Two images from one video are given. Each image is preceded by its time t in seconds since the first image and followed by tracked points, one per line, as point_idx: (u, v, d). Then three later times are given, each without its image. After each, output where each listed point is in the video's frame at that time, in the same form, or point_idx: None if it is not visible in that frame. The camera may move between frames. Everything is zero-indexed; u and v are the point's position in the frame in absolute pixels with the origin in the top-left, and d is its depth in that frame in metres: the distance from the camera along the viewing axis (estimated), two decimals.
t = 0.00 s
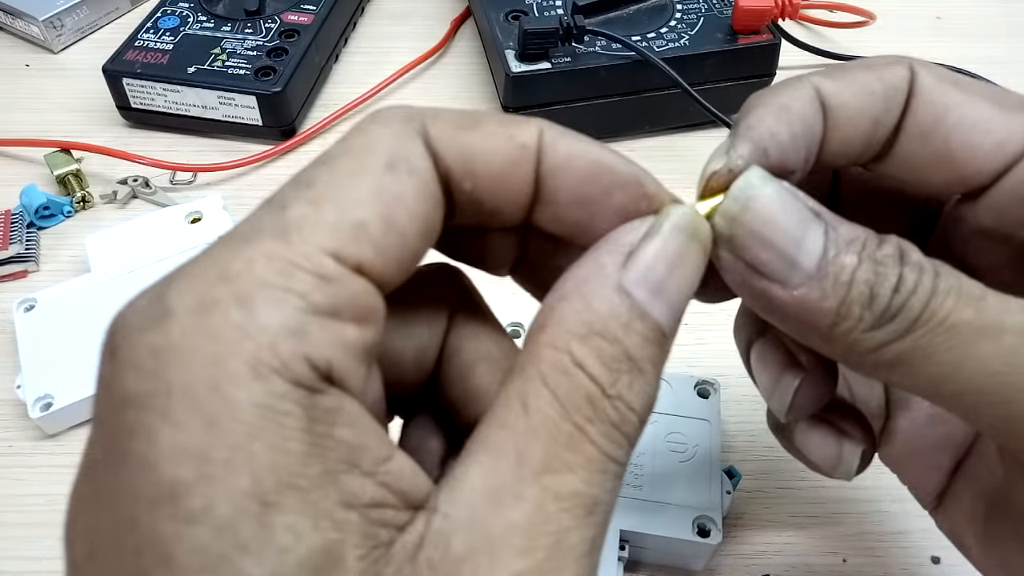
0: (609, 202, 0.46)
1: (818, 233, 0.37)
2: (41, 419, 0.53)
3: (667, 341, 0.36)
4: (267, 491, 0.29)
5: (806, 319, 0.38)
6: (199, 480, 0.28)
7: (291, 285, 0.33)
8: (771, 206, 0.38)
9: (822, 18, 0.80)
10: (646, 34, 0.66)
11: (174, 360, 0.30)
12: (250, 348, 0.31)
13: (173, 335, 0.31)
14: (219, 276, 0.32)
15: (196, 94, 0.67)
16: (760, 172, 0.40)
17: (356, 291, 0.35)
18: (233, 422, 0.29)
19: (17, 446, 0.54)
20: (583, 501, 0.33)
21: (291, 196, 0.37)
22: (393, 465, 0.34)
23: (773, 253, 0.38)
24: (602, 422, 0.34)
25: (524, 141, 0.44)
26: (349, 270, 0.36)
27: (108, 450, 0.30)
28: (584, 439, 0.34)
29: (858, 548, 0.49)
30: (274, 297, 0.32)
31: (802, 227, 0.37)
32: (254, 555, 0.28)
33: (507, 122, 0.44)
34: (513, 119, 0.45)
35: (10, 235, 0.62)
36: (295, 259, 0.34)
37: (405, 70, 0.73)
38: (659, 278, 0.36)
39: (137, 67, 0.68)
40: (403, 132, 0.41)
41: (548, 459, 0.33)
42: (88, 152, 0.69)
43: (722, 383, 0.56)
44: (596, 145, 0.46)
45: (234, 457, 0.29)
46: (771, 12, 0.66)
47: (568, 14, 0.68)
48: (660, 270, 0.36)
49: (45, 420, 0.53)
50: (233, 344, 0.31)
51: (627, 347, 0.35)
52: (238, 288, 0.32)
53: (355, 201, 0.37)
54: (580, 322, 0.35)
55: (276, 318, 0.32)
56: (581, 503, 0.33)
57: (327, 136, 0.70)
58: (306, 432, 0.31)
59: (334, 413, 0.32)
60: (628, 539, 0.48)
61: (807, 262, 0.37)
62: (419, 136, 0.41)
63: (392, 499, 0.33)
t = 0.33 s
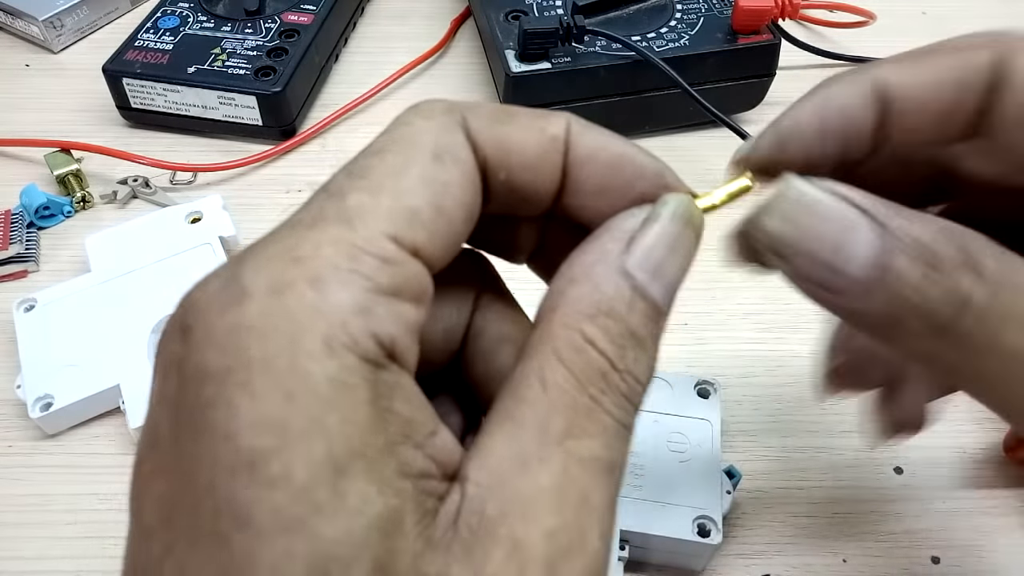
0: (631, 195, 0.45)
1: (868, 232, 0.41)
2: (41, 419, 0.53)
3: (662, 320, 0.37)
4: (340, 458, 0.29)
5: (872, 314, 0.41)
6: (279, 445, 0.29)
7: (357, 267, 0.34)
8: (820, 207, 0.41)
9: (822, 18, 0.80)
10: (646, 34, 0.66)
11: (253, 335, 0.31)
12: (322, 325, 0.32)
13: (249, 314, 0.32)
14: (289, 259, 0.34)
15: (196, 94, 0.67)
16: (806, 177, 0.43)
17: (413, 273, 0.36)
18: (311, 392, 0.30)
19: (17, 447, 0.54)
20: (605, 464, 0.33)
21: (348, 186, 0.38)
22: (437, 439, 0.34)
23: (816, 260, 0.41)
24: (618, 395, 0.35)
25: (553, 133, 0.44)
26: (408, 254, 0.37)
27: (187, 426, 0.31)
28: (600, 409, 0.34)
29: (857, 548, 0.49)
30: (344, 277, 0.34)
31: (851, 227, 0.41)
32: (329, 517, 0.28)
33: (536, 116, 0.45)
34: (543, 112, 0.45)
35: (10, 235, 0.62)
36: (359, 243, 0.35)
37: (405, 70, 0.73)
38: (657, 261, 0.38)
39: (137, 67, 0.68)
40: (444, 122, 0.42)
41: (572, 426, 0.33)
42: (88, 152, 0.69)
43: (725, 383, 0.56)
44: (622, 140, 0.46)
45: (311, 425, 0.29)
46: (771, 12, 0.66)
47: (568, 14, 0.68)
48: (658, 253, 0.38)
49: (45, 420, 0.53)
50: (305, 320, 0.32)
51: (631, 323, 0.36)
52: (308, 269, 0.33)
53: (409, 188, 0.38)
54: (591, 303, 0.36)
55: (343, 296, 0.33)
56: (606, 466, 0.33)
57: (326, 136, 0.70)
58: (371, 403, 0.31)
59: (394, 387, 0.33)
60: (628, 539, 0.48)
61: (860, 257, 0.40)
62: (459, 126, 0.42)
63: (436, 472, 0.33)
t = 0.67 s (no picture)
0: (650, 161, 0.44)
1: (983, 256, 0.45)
2: (41, 419, 0.53)
3: (681, 290, 0.37)
4: (396, 433, 0.29)
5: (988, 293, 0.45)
6: (334, 423, 0.28)
7: (395, 244, 0.33)
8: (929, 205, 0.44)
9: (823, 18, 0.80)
10: (646, 34, 0.66)
11: (295, 313, 0.30)
12: (368, 303, 0.31)
13: (298, 294, 0.30)
14: (330, 238, 0.32)
15: (196, 94, 0.67)
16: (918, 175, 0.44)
17: (448, 248, 0.35)
18: (363, 367, 0.29)
19: (17, 446, 0.54)
20: (637, 427, 0.34)
21: (377, 168, 0.36)
22: (483, 414, 0.34)
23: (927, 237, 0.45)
24: (643, 362, 0.35)
25: (571, 103, 0.43)
26: (438, 229, 0.36)
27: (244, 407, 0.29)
28: (626, 373, 0.34)
29: (858, 548, 0.49)
30: (385, 255, 0.33)
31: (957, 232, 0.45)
32: (389, 490, 0.28)
33: (553, 87, 0.43)
34: (557, 84, 0.43)
35: (10, 235, 0.62)
36: (393, 220, 0.34)
37: (405, 70, 0.73)
38: (677, 230, 0.36)
39: (137, 67, 0.68)
40: (462, 99, 0.40)
41: (604, 390, 0.34)
42: (88, 152, 0.69)
43: (725, 383, 0.56)
44: (644, 112, 0.44)
45: (366, 401, 0.29)
46: (772, 12, 0.66)
47: (568, 14, 0.68)
48: (677, 223, 0.37)
49: (45, 420, 0.53)
50: (351, 298, 0.31)
51: (651, 293, 0.36)
52: (349, 249, 0.32)
53: (433, 165, 0.37)
54: (608, 275, 0.35)
55: (386, 274, 0.32)
56: (640, 427, 0.34)
57: (326, 136, 0.70)
58: (419, 376, 0.31)
59: (439, 361, 0.33)
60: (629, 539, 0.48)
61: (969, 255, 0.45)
62: (477, 103, 0.40)
63: (482, 446, 0.33)
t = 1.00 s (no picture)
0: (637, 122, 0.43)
1: None
2: (41, 419, 0.53)
3: (687, 237, 0.36)
4: (372, 384, 0.30)
5: None
6: (315, 380, 0.30)
7: (371, 221, 0.34)
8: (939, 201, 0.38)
9: (822, 18, 0.80)
10: (646, 34, 0.66)
11: (288, 292, 0.33)
12: (347, 273, 0.32)
13: (286, 278, 0.33)
14: (317, 230, 0.35)
15: (196, 94, 0.67)
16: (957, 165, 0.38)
17: (428, 226, 0.36)
18: (340, 330, 0.31)
19: (17, 446, 0.54)
20: (638, 367, 0.33)
21: (358, 175, 0.37)
22: (485, 379, 0.34)
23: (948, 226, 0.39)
24: (643, 306, 0.34)
25: (548, 86, 0.43)
26: (418, 208, 0.36)
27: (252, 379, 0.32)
28: (624, 319, 0.34)
29: (858, 548, 0.49)
30: (362, 230, 0.34)
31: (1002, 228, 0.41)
32: (367, 437, 0.29)
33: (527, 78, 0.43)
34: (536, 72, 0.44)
35: (10, 235, 0.62)
36: (372, 202, 0.35)
37: (405, 70, 0.73)
38: (669, 179, 0.36)
39: (137, 67, 0.68)
40: (438, 96, 0.41)
41: (597, 334, 0.33)
42: (88, 153, 0.69)
43: (725, 383, 0.56)
44: (625, 82, 0.44)
45: (341, 359, 0.30)
46: (771, 12, 0.66)
47: (568, 14, 0.68)
48: (668, 171, 0.37)
49: (45, 420, 0.53)
50: (329, 273, 0.32)
51: (647, 242, 0.35)
52: (332, 234, 0.34)
53: (414, 156, 0.38)
54: (599, 231, 0.35)
55: (363, 248, 0.33)
56: (640, 366, 0.33)
57: (326, 135, 0.70)
58: (400, 332, 0.31)
59: (426, 325, 0.33)
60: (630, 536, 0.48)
61: None
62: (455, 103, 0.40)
63: (487, 407, 0.33)
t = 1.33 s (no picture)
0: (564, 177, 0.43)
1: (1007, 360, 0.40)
2: (41, 419, 0.53)
3: (628, 300, 0.35)
4: (322, 527, 0.32)
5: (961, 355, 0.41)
6: (266, 533, 0.33)
7: (298, 357, 0.37)
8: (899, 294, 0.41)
9: (823, 18, 0.80)
10: (646, 34, 0.66)
11: (229, 451, 0.35)
12: (285, 417, 0.35)
13: (227, 435, 0.36)
14: (246, 373, 0.38)
15: (196, 94, 0.67)
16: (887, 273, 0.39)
17: (354, 342, 0.39)
18: (283, 478, 0.34)
19: (17, 447, 0.54)
20: (590, 445, 0.34)
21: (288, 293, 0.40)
22: (444, 482, 0.35)
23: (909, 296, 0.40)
24: (588, 382, 0.34)
25: (463, 160, 0.44)
26: (347, 326, 0.39)
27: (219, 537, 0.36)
28: (570, 399, 0.34)
29: (858, 548, 0.49)
30: (291, 370, 0.37)
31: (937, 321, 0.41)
32: None
33: (444, 152, 0.44)
34: (452, 145, 0.44)
35: (10, 235, 0.62)
36: (297, 334, 0.38)
37: (405, 70, 0.73)
38: (602, 240, 0.36)
39: (137, 67, 0.68)
40: (355, 197, 0.43)
41: (545, 419, 0.34)
42: (89, 152, 0.69)
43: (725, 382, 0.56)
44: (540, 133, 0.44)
45: (289, 507, 0.33)
46: (772, 11, 0.65)
47: (568, 14, 0.68)
48: (599, 232, 0.36)
49: (44, 420, 0.53)
50: (265, 422, 0.35)
51: (584, 313, 0.34)
52: (263, 378, 0.37)
53: (335, 269, 0.40)
54: (536, 309, 0.35)
55: (294, 386, 0.36)
56: (595, 445, 0.34)
57: (326, 135, 0.70)
58: (346, 464, 0.34)
59: (372, 446, 0.35)
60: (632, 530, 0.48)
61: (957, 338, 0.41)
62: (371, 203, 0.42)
63: (449, 511, 0.34)
